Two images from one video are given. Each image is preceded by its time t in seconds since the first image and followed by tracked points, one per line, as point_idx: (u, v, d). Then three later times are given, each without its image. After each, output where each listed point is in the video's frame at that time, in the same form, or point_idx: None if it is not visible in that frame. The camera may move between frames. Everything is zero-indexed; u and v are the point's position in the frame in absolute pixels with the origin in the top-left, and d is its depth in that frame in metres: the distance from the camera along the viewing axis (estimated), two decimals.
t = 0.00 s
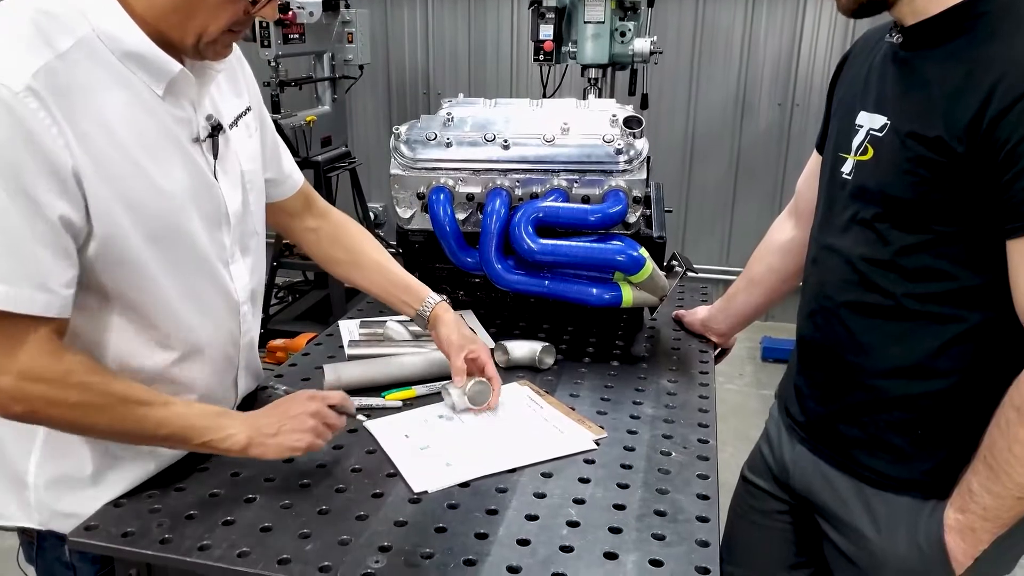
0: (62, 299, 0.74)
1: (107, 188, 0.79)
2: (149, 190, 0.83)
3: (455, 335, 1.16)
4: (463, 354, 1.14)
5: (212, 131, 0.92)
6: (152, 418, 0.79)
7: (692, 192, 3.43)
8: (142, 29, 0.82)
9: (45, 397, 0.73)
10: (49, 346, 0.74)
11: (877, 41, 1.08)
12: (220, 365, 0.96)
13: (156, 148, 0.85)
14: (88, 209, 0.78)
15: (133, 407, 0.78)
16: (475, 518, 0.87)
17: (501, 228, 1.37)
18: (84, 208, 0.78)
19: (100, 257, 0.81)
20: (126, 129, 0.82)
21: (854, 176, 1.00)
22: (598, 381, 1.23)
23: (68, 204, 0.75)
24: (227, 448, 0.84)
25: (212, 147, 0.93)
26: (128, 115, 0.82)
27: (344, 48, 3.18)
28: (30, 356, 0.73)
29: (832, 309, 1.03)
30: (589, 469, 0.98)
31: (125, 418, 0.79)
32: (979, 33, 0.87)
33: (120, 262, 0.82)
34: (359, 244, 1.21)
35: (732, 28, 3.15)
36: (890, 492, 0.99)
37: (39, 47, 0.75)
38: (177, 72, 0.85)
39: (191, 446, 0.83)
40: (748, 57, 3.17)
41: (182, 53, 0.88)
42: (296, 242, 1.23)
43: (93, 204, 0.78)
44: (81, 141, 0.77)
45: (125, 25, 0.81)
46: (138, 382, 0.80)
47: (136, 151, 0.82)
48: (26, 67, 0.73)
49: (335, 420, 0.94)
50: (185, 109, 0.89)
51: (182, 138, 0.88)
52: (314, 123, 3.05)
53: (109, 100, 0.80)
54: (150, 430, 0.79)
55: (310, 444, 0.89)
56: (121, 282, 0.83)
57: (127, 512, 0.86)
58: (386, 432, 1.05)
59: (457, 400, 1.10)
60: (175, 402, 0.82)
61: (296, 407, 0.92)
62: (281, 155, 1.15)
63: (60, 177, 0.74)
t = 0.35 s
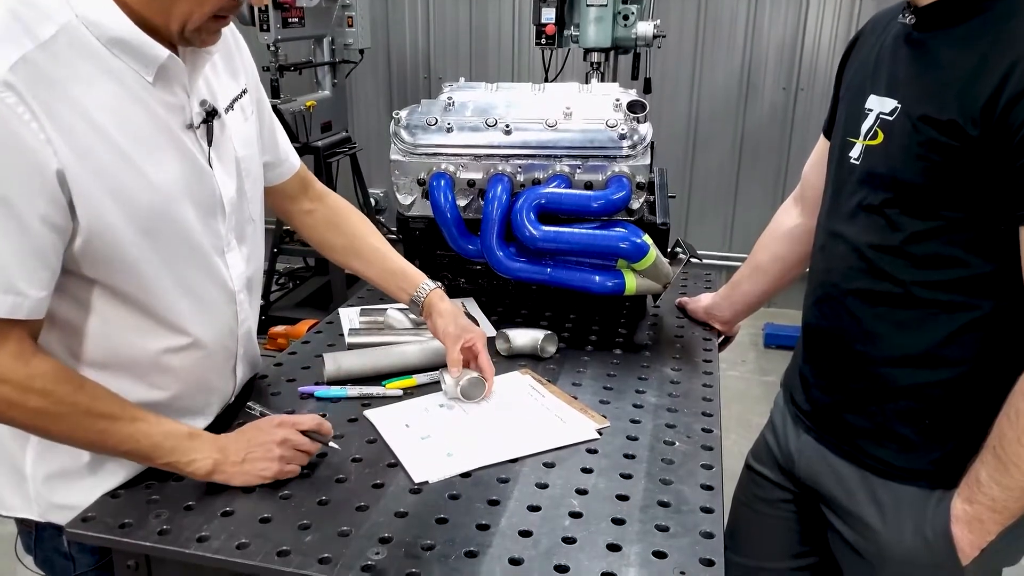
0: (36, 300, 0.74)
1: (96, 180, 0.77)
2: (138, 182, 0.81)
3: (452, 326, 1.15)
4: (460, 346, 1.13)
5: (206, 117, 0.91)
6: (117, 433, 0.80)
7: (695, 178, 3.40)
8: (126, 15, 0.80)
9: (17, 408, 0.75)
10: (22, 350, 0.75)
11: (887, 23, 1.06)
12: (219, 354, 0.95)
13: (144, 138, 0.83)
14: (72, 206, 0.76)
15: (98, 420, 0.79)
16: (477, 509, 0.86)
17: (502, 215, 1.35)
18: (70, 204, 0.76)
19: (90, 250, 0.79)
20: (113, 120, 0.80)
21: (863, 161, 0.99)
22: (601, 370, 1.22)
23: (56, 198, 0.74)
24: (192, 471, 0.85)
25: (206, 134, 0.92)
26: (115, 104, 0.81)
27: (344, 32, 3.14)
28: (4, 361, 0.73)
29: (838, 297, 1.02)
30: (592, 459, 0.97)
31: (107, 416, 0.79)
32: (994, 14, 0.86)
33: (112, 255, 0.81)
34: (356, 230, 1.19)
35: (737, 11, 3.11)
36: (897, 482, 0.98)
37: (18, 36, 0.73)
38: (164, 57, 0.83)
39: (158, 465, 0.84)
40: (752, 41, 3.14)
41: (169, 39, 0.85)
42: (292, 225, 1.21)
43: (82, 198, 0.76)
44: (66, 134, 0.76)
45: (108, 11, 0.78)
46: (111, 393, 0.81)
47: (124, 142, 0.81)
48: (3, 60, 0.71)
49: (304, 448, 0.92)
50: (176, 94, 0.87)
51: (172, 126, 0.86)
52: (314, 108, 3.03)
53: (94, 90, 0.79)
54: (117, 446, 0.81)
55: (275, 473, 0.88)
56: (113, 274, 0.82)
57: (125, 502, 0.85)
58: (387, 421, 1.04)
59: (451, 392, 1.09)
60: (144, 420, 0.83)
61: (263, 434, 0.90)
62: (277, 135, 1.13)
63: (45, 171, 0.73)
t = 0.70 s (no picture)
0: (32, 288, 0.72)
1: (92, 165, 0.75)
2: (134, 166, 0.80)
3: (446, 318, 1.13)
4: (454, 338, 1.12)
5: (203, 99, 0.89)
6: (113, 423, 0.80)
7: (697, 163, 3.37)
8: None
9: (14, 399, 0.74)
10: (17, 338, 0.74)
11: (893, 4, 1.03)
12: (215, 343, 0.94)
13: (138, 121, 0.81)
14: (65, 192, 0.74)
15: (94, 410, 0.78)
16: (475, 499, 0.85)
17: (502, 201, 1.33)
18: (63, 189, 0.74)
19: (85, 237, 0.77)
20: (105, 103, 0.78)
21: (866, 146, 0.97)
22: (601, 358, 1.21)
23: (47, 182, 0.72)
24: (188, 461, 0.84)
25: (202, 116, 0.90)
26: (108, 86, 0.79)
27: (344, 16, 3.11)
28: None
29: (841, 284, 1.00)
30: (591, 449, 0.96)
31: (102, 407, 0.79)
32: None
33: (108, 242, 0.79)
34: (351, 217, 1.18)
35: None
36: (900, 470, 0.96)
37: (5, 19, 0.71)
38: (157, 37, 0.81)
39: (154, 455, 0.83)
40: (756, 24, 3.10)
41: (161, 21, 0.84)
42: (285, 210, 1.20)
43: (76, 183, 0.74)
44: (57, 117, 0.74)
45: None
46: (107, 383, 0.80)
47: (117, 124, 0.79)
48: None
49: (301, 439, 0.91)
50: (171, 76, 0.86)
51: (168, 109, 0.84)
52: (313, 93, 3.00)
53: (86, 72, 0.77)
54: (112, 436, 0.80)
55: (271, 464, 0.87)
56: (109, 262, 0.80)
57: (121, 492, 0.85)
58: (385, 410, 1.03)
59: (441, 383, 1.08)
60: (139, 410, 0.82)
61: (260, 425, 0.90)
62: (271, 118, 1.11)
63: (37, 155, 0.71)
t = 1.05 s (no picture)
0: (24, 282, 0.71)
1: (89, 157, 0.74)
2: (131, 157, 0.78)
3: (446, 313, 1.12)
4: (455, 333, 1.11)
5: (200, 89, 0.88)
6: (109, 418, 0.78)
7: (700, 151, 3.35)
8: None
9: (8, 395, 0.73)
10: (10, 331, 0.73)
11: None
12: (213, 336, 0.93)
13: (134, 111, 0.80)
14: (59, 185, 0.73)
15: (91, 405, 0.77)
16: (475, 495, 0.84)
17: (503, 191, 1.32)
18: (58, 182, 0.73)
19: (80, 230, 0.76)
20: (100, 93, 0.77)
21: (874, 137, 0.96)
22: (602, 350, 1.20)
23: (42, 174, 0.70)
24: (186, 456, 0.83)
25: (199, 106, 0.89)
26: (104, 76, 0.77)
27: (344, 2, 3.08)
28: None
29: (847, 276, 0.99)
30: (592, 443, 0.95)
31: (99, 401, 0.77)
32: None
33: (104, 235, 0.78)
34: (347, 209, 1.16)
35: None
36: (906, 465, 0.95)
37: None
38: (152, 26, 0.80)
39: (151, 450, 0.82)
40: (760, 11, 3.07)
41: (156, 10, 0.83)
42: (282, 203, 1.19)
43: (71, 175, 0.73)
44: (51, 108, 0.72)
45: None
46: (103, 377, 0.79)
47: (113, 115, 0.77)
48: None
49: (299, 432, 0.90)
50: (167, 65, 0.84)
51: (165, 99, 0.83)
52: (313, 81, 2.97)
53: (81, 62, 0.75)
54: (108, 432, 0.79)
55: (270, 458, 0.87)
56: (105, 255, 0.79)
57: (117, 487, 0.84)
58: (384, 404, 1.02)
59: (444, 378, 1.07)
60: (136, 405, 0.81)
61: (258, 420, 0.89)
62: (269, 108, 1.10)
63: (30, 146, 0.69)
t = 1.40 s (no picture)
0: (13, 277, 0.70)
1: (75, 148, 0.73)
2: (120, 149, 0.77)
3: (445, 306, 1.10)
4: (456, 325, 1.09)
5: (190, 79, 0.86)
6: (100, 415, 0.77)
7: (702, 142, 3.32)
8: None
9: None
10: None
11: None
12: (207, 331, 0.91)
13: (122, 102, 0.78)
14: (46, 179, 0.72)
15: (81, 402, 0.76)
16: (472, 493, 0.83)
17: (502, 183, 1.30)
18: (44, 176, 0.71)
19: (68, 223, 0.75)
20: (87, 84, 0.75)
21: (880, 130, 0.95)
22: (602, 345, 1.19)
23: (28, 168, 0.69)
24: (179, 453, 0.82)
25: (189, 97, 0.87)
26: (90, 66, 0.76)
27: None
28: None
29: (852, 270, 0.97)
30: (591, 440, 0.94)
31: (90, 398, 0.76)
32: None
33: (92, 229, 0.76)
34: (342, 203, 1.15)
35: None
36: (910, 462, 0.94)
37: None
38: (139, 15, 0.78)
39: (144, 446, 0.81)
40: None
41: None
42: (274, 197, 1.17)
43: (57, 167, 0.72)
44: (36, 99, 0.71)
45: None
46: (94, 373, 0.78)
47: (100, 105, 0.76)
48: None
49: (292, 428, 0.89)
50: (156, 55, 0.83)
51: (154, 90, 0.81)
52: (312, 70, 2.95)
53: (67, 51, 0.74)
54: (99, 429, 0.78)
55: (264, 454, 0.86)
56: (95, 249, 0.78)
57: (110, 485, 0.83)
58: (380, 399, 1.01)
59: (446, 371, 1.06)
60: (128, 401, 0.80)
61: (252, 416, 0.87)
62: (261, 99, 1.08)
63: (15, 140, 0.68)
